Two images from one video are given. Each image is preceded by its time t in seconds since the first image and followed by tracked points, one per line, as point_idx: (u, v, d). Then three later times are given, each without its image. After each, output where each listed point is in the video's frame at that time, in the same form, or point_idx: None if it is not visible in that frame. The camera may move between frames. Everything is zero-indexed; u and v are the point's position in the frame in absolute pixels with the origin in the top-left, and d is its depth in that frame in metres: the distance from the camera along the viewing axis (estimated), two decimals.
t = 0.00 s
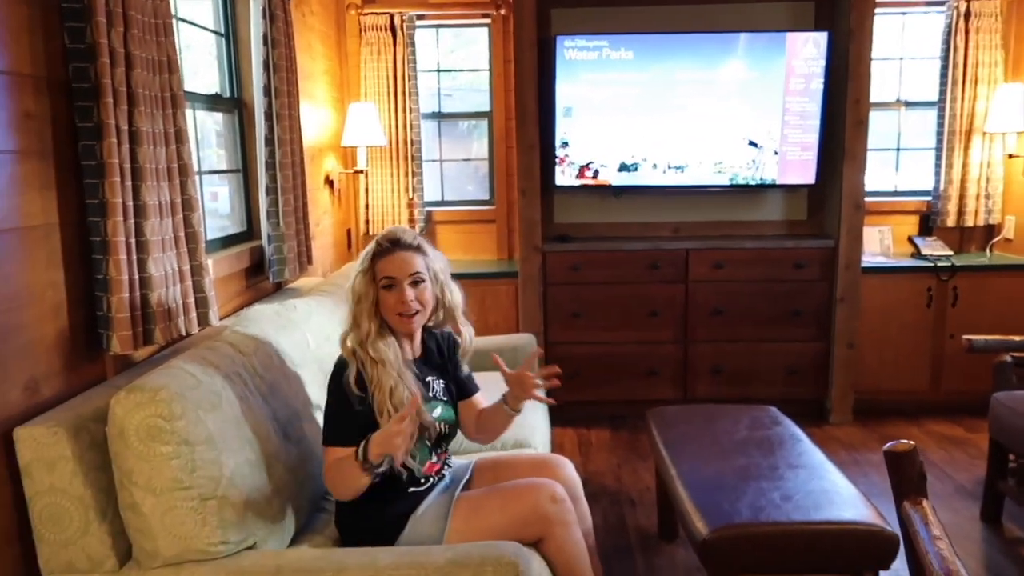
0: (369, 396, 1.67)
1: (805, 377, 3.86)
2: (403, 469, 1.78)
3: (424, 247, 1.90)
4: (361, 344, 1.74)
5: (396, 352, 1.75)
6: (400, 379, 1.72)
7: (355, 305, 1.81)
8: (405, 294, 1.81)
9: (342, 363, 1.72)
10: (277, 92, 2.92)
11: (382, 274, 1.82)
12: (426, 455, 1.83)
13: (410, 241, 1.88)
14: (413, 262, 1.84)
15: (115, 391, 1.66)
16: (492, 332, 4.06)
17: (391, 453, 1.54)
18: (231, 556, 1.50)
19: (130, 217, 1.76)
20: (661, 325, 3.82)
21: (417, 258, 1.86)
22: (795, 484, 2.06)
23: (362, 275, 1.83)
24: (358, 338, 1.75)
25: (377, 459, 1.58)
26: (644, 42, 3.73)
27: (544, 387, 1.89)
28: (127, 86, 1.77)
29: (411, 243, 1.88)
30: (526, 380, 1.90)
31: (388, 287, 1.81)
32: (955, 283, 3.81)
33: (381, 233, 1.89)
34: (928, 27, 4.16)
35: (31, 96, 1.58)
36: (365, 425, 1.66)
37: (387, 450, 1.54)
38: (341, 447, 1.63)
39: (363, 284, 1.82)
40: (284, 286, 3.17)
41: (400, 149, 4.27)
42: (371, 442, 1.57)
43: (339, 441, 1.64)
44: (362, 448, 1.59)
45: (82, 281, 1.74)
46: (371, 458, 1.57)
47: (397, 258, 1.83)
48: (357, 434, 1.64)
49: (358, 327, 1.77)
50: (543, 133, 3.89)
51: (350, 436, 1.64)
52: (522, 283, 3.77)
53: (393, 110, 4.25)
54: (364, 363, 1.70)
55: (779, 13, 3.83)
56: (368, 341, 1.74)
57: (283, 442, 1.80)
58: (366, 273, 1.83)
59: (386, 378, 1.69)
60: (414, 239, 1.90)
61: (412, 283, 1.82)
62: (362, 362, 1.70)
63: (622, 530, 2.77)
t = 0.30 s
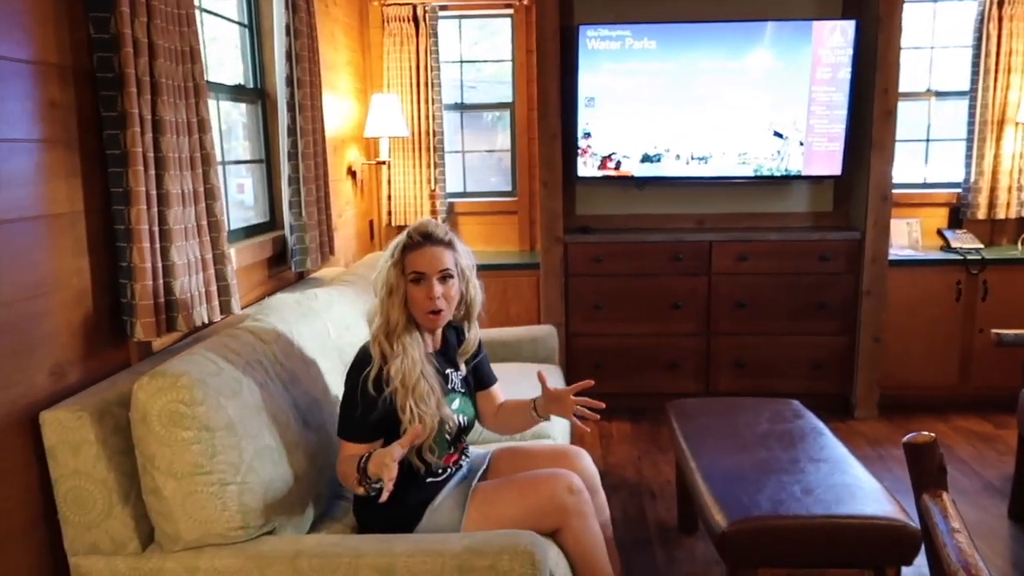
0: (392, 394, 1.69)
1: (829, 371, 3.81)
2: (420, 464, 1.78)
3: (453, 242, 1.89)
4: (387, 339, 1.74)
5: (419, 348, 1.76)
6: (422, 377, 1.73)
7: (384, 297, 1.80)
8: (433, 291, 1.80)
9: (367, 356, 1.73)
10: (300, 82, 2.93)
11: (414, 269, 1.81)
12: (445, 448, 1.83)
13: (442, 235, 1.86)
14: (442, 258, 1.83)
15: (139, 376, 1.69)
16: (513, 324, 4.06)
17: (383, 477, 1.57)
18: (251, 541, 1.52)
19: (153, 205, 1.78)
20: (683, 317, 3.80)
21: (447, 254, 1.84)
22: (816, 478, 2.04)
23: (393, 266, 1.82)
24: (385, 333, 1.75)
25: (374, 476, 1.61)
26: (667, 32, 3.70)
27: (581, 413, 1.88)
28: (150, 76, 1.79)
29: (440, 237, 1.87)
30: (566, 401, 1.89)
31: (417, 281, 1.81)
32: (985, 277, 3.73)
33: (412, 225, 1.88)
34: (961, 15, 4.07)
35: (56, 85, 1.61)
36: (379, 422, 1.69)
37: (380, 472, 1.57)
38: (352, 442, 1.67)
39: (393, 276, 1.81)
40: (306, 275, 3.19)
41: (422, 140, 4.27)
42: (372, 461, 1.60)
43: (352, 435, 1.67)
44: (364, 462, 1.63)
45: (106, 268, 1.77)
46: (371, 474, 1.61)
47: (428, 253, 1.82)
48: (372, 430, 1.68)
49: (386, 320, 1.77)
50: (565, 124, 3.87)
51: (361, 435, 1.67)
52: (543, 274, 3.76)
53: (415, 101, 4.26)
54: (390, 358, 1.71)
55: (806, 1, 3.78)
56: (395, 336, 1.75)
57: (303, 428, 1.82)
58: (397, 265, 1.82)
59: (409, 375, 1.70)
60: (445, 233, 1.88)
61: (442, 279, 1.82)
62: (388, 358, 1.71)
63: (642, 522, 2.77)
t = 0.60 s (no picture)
0: (411, 388, 1.70)
1: (850, 369, 3.77)
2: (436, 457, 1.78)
3: (465, 236, 1.89)
4: (403, 334, 1.74)
5: (434, 342, 1.76)
6: (438, 371, 1.74)
7: (397, 291, 1.80)
8: (446, 285, 1.80)
9: (382, 351, 1.73)
10: (319, 77, 2.94)
11: (427, 263, 1.81)
12: (461, 442, 1.83)
13: (453, 230, 1.86)
14: (455, 252, 1.83)
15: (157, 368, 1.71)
16: (531, 320, 4.06)
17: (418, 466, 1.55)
18: (265, 532, 1.54)
19: (172, 199, 1.80)
20: (702, 314, 3.77)
21: (459, 248, 1.84)
22: (834, 477, 2.02)
23: (405, 260, 1.82)
24: (400, 327, 1.75)
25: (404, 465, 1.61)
26: (688, 26, 3.67)
27: (595, 406, 1.88)
28: (170, 70, 1.81)
29: (452, 231, 1.87)
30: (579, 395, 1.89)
31: (430, 276, 1.81)
32: (1011, 275, 3.67)
33: (424, 220, 1.87)
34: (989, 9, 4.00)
35: (77, 80, 1.63)
36: (398, 416, 1.68)
37: (416, 461, 1.55)
38: (373, 436, 1.66)
39: (406, 270, 1.81)
40: (324, 270, 3.21)
41: (442, 136, 4.28)
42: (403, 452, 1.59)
43: (373, 429, 1.66)
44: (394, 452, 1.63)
45: (126, 260, 1.79)
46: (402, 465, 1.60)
47: (441, 248, 1.82)
48: (394, 423, 1.68)
49: (400, 315, 1.77)
50: (584, 119, 3.85)
51: (383, 428, 1.66)
52: (561, 270, 3.75)
53: (435, 97, 4.26)
54: (406, 353, 1.71)
55: None
56: (410, 331, 1.75)
57: (318, 422, 1.83)
58: (409, 259, 1.82)
59: (425, 370, 1.71)
60: (457, 227, 1.88)
61: (455, 274, 1.82)
62: (405, 352, 1.71)
63: (658, 520, 2.76)
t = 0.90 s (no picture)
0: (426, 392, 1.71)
1: (864, 379, 3.74)
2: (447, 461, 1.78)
3: (474, 241, 1.89)
4: (415, 340, 1.74)
5: (447, 347, 1.77)
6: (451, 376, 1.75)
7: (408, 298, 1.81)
8: (457, 291, 1.81)
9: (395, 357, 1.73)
10: (334, 83, 2.96)
11: (437, 270, 1.81)
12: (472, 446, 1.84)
13: (463, 235, 1.87)
14: (465, 257, 1.83)
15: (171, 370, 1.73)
16: (543, 326, 4.06)
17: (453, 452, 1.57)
18: (276, 534, 1.54)
19: (187, 202, 1.82)
20: (714, 322, 3.75)
21: (468, 253, 1.84)
22: (847, 487, 2.00)
23: (416, 267, 1.82)
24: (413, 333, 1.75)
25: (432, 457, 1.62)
26: (703, 34, 3.67)
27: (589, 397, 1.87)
28: (187, 75, 1.82)
29: (461, 236, 1.87)
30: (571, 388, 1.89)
31: (441, 282, 1.81)
32: None
33: (433, 226, 1.87)
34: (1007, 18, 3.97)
35: (96, 84, 1.65)
36: (413, 419, 1.69)
37: (450, 447, 1.56)
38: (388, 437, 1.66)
39: (416, 277, 1.81)
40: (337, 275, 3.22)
41: (456, 143, 4.29)
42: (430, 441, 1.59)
43: (388, 431, 1.67)
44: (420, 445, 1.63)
45: (141, 263, 1.81)
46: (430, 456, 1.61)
47: (450, 253, 1.82)
48: (410, 426, 1.69)
49: (412, 321, 1.77)
50: (598, 126, 3.86)
51: (402, 429, 1.67)
52: (574, 277, 3.74)
53: (449, 103, 4.28)
54: (420, 358, 1.72)
55: (846, 3, 3.72)
56: (423, 336, 1.75)
57: (329, 426, 1.83)
58: (419, 266, 1.82)
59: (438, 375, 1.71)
60: (466, 232, 1.88)
61: (466, 279, 1.83)
62: (419, 359, 1.72)
63: (668, 528, 2.74)
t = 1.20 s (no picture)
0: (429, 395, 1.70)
1: (866, 389, 3.73)
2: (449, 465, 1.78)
3: (476, 247, 1.90)
4: (417, 342, 1.75)
5: (448, 350, 1.77)
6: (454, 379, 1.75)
7: (410, 301, 1.81)
8: (458, 295, 1.81)
9: (397, 358, 1.73)
10: (338, 91, 2.98)
11: (438, 273, 1.82)
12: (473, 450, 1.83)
13: (465, 240, 1.88)
14: (466, 262, 1.84)
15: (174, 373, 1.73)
16: (544, 335, 4.06)
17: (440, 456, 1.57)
18: (277, 538, 1.54)
19: (192, 206, 1.82)
20: (716, 332, 3.75)
21: (469, 258, 1.85)
22: (849, 495, 1.99)
23: (418, 271, 1.83)
24: (414, 335, 1.76)
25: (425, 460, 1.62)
26: (704, 44, 3.69)
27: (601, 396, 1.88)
28: (193, 80, 1.84)
29: (463, 241, 1.87)
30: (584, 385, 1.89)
31: (442, 286, 1.82)
32: None
33: (435, 229, 1.88)
34: (1008, 30, 3.99)
35: (103, 88, 1.66)
36: (418, 421, 1.69)
37: (437, 451, 1.56)
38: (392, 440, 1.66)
39: (418, 281, 1.82)
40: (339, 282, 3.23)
41: (458, 152, 4.30)
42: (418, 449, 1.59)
43: (393, 434, 1.66)
44: (410, 453, 1.62)
45: (145, 266, 1.81)
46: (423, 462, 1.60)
47: (451, 258, 1.83)
48: (415, 429, 1.69)
49: (414, 323, 1.77)
50: (600, 135, 3.87)
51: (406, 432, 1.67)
52: (575, 285, 3.75)
53: (452, 112, 4.30)
54: (422, 360, 1.71)
55: (847, 15, 3.74)
56: (425, 339, 1.75)
57: (331, 430, 1.83)
58: (421, 270, 1.83)
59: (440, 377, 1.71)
60: (467, 238, 1.89)
61: (467, 284, 1.83)
62: (420, 360, 1.72)
63: (670, 537, 2.73)
